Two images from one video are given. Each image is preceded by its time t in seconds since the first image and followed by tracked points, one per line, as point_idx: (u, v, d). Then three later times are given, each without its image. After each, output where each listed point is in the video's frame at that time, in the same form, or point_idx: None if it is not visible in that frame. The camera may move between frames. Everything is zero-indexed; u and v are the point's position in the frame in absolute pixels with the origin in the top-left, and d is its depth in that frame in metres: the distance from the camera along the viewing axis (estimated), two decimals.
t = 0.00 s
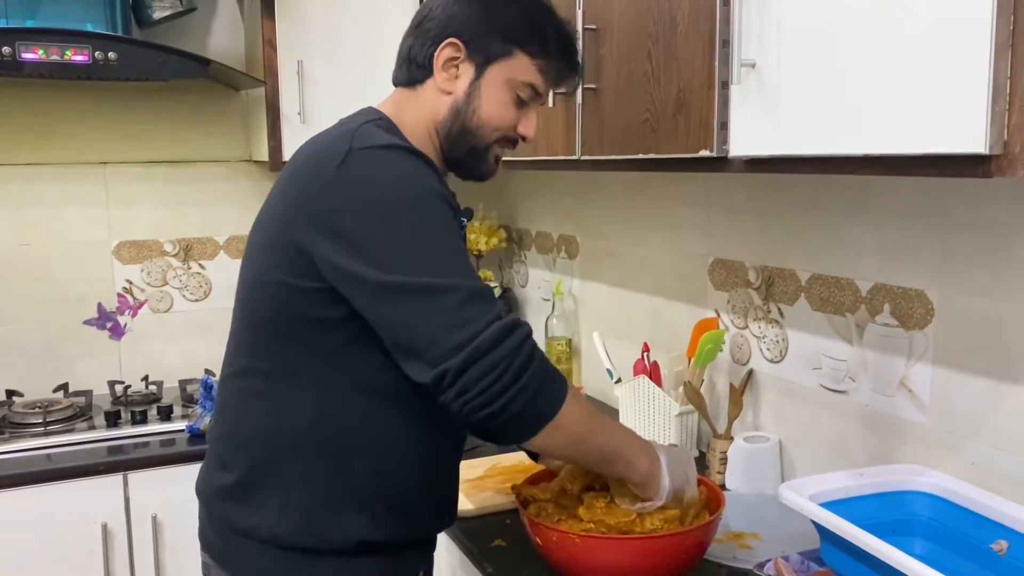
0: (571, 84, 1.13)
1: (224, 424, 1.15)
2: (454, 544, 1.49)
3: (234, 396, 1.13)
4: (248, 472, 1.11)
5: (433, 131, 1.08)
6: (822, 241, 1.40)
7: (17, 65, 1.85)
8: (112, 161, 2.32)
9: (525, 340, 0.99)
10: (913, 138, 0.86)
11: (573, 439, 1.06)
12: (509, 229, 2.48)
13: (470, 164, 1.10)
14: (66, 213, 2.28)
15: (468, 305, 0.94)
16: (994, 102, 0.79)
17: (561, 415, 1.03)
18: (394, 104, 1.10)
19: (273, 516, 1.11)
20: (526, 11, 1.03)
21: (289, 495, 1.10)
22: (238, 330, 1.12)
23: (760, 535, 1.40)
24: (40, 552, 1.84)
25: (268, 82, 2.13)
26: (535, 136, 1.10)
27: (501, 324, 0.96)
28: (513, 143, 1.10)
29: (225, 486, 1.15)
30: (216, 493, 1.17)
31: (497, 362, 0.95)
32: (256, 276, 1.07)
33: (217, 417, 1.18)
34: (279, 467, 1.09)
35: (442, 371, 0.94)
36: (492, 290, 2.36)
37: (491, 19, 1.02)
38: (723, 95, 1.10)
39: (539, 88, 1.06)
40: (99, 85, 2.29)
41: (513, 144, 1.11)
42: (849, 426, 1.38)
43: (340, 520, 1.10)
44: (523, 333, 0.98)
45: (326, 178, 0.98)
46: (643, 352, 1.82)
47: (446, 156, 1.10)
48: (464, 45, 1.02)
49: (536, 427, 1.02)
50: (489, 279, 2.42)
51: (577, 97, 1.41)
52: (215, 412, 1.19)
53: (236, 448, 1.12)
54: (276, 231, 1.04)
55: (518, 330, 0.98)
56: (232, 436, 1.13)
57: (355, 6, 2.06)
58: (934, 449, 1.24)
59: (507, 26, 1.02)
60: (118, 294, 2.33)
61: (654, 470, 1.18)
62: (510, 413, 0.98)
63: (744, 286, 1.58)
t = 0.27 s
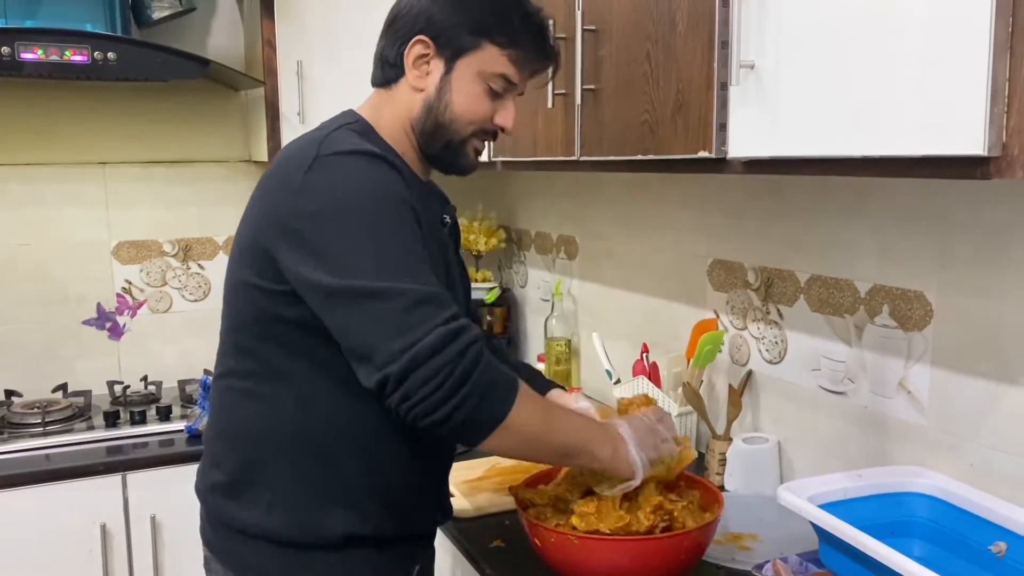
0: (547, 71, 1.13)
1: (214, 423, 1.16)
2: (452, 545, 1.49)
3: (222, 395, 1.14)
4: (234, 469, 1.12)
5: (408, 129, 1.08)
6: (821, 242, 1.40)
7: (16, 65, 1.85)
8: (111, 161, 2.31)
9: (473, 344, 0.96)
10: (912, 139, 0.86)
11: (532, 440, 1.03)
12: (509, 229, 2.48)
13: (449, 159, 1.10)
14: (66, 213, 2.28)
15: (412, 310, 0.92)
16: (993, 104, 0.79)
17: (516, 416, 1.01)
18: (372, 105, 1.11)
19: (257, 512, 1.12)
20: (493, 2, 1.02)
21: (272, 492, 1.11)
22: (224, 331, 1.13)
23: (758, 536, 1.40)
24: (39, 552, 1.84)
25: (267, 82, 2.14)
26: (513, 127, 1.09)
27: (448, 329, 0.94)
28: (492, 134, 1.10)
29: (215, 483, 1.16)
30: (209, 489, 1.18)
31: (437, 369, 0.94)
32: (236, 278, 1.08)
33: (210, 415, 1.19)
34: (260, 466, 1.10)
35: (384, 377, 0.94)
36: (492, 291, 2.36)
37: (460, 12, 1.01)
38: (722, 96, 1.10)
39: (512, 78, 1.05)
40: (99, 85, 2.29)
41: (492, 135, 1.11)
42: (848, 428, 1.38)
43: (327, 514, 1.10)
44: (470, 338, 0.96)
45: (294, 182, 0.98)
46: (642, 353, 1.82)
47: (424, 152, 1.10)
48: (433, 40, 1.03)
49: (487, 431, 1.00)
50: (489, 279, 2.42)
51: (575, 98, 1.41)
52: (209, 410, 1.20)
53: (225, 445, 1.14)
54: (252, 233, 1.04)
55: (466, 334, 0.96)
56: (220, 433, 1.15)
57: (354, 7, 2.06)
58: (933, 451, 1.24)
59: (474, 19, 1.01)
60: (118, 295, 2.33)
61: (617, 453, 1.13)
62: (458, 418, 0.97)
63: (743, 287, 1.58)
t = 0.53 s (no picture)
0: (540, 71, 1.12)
1: (207, 412, 1.17)
2: (451, 544, 1.49)
3: (214, 384, 1.15)
4: (223, 458, 1.13)
5: (399, 127, 1.09)
6: (821, 242, 1.39)
7: (15, 64, 1.85)
8: (110, 160, 2.31)
9: (403, 343, 0.93)
10: (912, 138, 0.86)
11: (460, 447, 0.97)
12: (508, 228, 2.47)
13: (438, 157, 1.10)
14: (65, 213, 2.28)
15: (340, 301, 0.90)
16: (993, 103, 0.78)
17: (440, 420, 0.96)
18: (365, 102, 1.12)
19: (238, 501, 1.12)
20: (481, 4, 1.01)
21: (257, 480, 1.11)
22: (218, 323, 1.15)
23: (758, 536, 1.40)
24: (38, 552, 1.83)
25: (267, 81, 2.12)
26: (503, 126, 1.09)
27: (374, 322, 0.91)
28: (482, 133, 1.10)
29: (208, 471, 1.17)
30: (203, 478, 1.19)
31: (358, 362, 0.90)
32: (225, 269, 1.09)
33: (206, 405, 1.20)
34: (245, 454, 1.10)
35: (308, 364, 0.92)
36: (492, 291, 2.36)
37: (451, 12, 1.01)
38: (721, 96, 1.09)
39: (501, 79, 1.04)
40: (98, 84, 2.29)
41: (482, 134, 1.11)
42: (848, 427, 1.38)
43: (315, 501, 1.10)
44: (395, 335, 0.92)
45: (272, 172, 0.98)
46: (642, 353, 1.81)
47: (414, 151, 1.10)
48: (423, 41, 1.02)
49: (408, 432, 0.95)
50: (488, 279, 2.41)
51: (575, 98, 1.40)
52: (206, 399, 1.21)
53: (215, 434, 1.14)
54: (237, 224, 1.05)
55: (395, 332, 0.92)
56: (212, 422, 1.15)
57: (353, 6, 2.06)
58: (932, 451, 1.24)
59: (463, 21, 1.01)
60: (117, 294, 2.33)
61: (555, 474, 1.07)
62: (375, 416, 0.93)
63: (743, 286, 1.57)
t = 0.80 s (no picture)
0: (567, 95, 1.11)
1: (211, 409, 1.16)
2: (451, 543, 1.49)
3: (219, 382, 1.14)
4: (225, 456, 1.12)
5: (422, 141, 1.08)
6: (821, 241, 1.39)
7: (15, 62, 1.85)
8: (110, 159, 2.31)
9: (405, 368, 0.94)
10: (912, 136, 0.86)
11: (449, 470, 1.00)
12: (508, 227, 2.47)
13: (459, 175, 1.10)
14: (65, 211, 2.28)
15: (352, 321, 0.90)
16: (994, 101, 0.78)
17: (434, 444, 0.98)
18: (389, 110, 1.11)
19: (236, 500, 1.12)
20: (510, 23, 1.01)
21: (257, 480, 1.10)
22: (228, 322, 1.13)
23: (758, 535, 1.40)
24: (37, 551, 1.83)
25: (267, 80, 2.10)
26: (526, 148, 1.09)
27: (381, 347, 0.91)
28: (504, 154, 1.09)
29: (208, 468, 1.16)
30: (201, 472, 1.18)
31: (362, 383, 0.91)
32: (236, 267, 1.08)
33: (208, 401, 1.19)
34: (251, 457, 1.10)
35: (309, 378, 0.91)
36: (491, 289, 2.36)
37: (482, 31, 1.00)
38: (722, 94, 1.09)
39: (529, 101, 1.04)
40: (98, 82, 2.29)
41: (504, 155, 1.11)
42: (847, 426, 1.37)
43: (313, 501, 1.10)
44: (401, 362, 0.93)
45: (290, 175, 0.97)
46: (642, 351, 1.81)
47: (435, 166, 1.10)
48: (454, 58, 1.02)
49: (400, 454, 0.96)
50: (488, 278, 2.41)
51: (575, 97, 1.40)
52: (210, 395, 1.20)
53: (218, 431, 1.13)
54: (252, 223, 1.04)
55: (399, 357, 0.93)
56: (214, 419, 1.14)
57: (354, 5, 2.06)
58: (932, 450, 1.24)
59: (495, 39, 1.00)
60: (117, 293, 2.33)
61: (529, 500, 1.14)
62: (373, 436, 0.94)
63: (743, 285, 1.57)
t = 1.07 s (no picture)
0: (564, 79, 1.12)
1: (224, 413, 1.16)
2: (454, 541, 1.49)
3: (230, 382, 1.14)
4: (243, 457, 1.12)
5: (422, 127, 1.08)
6: (823, 239, 1.39)
7: (17, 60, 1.85)
8: (112, 157, 2.31)
9: (410, 334, 0.92)
10: (915, 134, 0.86)
11: (460, 434, 0.97)
12: (509, 226, 2.47)
13: (460, 159, 1.10)
14: (66, 209, 2.28)
15: (352, 289, 0.89)
16: (999, 99, 0.78)
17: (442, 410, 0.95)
18: (386, 97, 1.10)
19: (260, 505, 1.12)
20: (511, 8, 1.01)
21: (276, 478, 1.10)
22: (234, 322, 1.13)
23: (761, 534, 1.40)
24: (39, 549, 1.83)
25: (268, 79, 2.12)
26: (526, 132, 1.09)
27: (383, 312, 0.90)
28: (504, 139, 1.10)
29: (226, 474, 1.15)
30: (220, 480, 1.17)
31: (364, 350, 0.90)
32: (244, 264, 1.08)
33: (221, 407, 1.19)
34: (267, 453, 1.10)
35: (313, 351, 0.91)
36: (493, 288, 2.36)
37: (482, 16, 1.01)
38: (725, 92, 1.09)
39: (528, 84, 1.05)
40: (99, 80, 2.28)
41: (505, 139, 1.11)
42: (850, 425, 1.37)
43: (336, 505, 1.10)
44: (405, 327, 0.92)
45: (292, 162, 0.98)
46: (644, 350, 1.81)
47: (435, 151, 1.09)
48: (453, 42, 1.02)
49: (409, 424, 0.94)
50: (489, 277, 2.41)
51: (578, 95, 1.40)
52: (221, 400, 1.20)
53: (235, 435, 1.13)
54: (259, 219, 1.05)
55: (403, 322, 0.92)
56: (229, 422, 1.14)
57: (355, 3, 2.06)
58: (935, 448, 1.24)
59: (496, 25, 1.01)
60: (118, 291, 2.33)
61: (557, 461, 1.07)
62: (380, 406, 0.92)
63: (745, 284, 1.57)
